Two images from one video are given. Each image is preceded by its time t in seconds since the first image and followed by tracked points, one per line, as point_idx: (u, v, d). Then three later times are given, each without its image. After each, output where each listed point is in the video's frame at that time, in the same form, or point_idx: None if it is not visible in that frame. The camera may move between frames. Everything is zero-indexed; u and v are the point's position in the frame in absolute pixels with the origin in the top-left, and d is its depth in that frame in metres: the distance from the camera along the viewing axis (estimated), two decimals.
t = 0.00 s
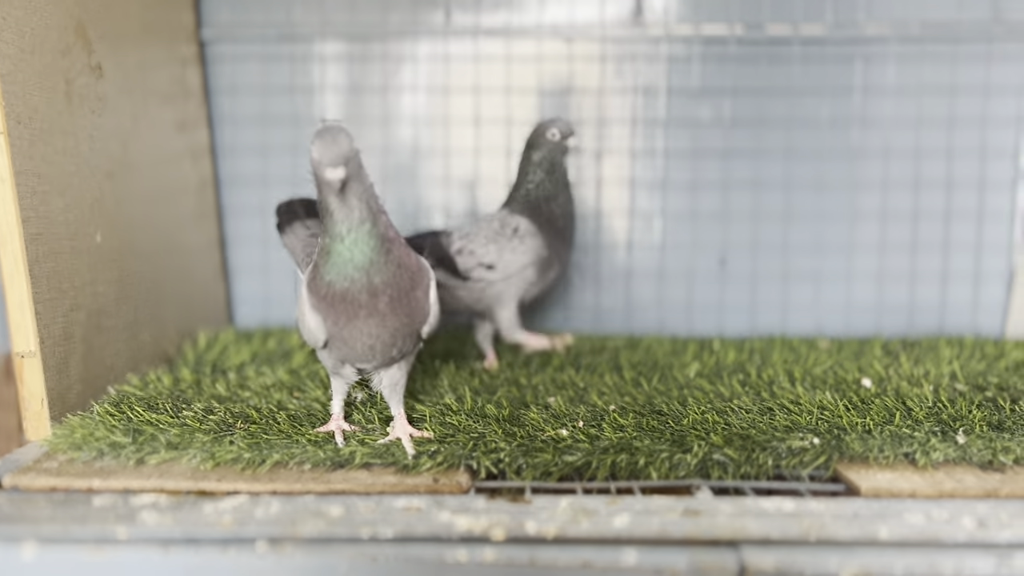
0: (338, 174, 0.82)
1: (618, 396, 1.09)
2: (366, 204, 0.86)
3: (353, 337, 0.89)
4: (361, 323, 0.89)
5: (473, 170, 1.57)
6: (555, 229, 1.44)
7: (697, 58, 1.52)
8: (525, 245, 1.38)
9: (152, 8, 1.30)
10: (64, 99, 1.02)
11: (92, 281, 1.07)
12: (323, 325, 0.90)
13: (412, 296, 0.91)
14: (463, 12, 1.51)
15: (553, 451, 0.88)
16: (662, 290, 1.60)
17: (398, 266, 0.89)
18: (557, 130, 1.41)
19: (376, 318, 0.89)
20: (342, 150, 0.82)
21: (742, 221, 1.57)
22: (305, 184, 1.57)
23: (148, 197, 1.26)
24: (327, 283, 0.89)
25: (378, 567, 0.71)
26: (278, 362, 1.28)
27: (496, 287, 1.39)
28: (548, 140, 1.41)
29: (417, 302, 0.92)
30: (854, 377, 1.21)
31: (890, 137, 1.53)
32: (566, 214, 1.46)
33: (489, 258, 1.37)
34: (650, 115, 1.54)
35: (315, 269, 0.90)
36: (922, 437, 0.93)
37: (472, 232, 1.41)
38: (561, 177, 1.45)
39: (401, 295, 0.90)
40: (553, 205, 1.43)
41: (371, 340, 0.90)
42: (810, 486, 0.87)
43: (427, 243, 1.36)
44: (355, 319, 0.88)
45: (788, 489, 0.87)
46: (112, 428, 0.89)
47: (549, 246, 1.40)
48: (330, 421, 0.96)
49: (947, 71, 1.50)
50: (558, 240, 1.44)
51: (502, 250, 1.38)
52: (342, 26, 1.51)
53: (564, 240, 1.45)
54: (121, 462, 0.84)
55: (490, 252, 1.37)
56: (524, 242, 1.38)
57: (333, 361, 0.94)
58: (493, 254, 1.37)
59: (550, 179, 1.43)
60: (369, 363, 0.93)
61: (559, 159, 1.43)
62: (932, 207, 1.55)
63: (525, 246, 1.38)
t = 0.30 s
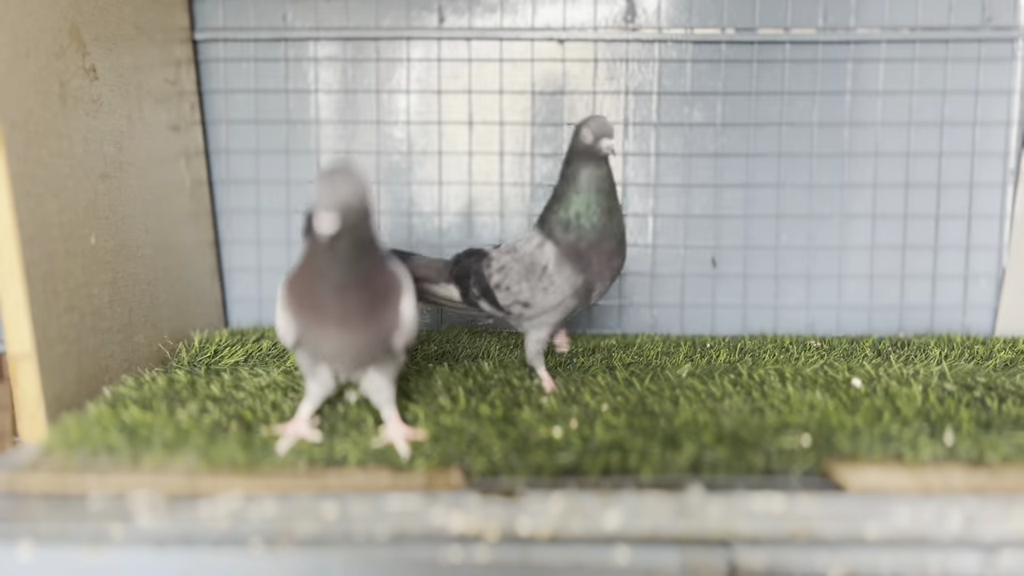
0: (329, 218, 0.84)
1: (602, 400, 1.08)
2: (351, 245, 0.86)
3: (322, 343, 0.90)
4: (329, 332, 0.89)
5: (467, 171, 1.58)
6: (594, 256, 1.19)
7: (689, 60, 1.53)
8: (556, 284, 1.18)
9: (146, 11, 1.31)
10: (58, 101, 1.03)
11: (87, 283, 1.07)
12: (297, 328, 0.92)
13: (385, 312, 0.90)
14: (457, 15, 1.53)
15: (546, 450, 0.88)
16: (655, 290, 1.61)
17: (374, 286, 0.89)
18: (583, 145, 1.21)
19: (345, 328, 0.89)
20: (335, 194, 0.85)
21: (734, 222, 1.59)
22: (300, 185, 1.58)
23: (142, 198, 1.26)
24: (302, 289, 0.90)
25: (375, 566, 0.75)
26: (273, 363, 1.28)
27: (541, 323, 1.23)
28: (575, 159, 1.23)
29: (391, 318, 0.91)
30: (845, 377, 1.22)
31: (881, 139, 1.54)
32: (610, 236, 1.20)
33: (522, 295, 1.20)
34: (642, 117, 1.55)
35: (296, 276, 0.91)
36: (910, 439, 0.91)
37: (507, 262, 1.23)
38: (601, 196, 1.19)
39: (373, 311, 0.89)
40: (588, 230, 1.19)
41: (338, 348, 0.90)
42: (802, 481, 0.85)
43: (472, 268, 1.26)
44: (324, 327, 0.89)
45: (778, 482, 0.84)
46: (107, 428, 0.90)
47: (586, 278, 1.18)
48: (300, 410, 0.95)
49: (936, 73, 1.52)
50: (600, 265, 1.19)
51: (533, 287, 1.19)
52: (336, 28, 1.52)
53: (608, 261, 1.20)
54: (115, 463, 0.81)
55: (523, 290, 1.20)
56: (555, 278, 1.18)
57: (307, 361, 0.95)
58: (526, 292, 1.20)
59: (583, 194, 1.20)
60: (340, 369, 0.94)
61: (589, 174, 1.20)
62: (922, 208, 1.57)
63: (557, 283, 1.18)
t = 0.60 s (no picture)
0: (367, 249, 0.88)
1: (615, 405, 1.06)
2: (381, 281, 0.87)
3: (313, 346, 0.90)
4: (322, 339, 0.89)
5: (462, 170, 1.58)
6: (604, 252, 1.05)
7: (683, 60, 1.54)
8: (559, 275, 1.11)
9: (141, 11, 1.31)
10: (53, 101, 1.03)
11: (83, 283, 1.07)
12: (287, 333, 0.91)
13: (376, 315, 0.91)
14: (452, 16, 1.53)
15: (542, 447, 0.87)
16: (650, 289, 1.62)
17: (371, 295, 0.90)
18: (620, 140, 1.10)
19: (337, 331, 0.88)
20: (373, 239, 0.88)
21: (728, 221, 1.60)
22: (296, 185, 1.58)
23: (139, 197, 1.26)
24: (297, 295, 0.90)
25: (374, 563, 0.78)
26: (269, 362, 1.29)
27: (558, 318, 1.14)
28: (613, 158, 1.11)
29: (380, 322, 0.92)
30: (839, 375, 1.23)
31: (873, 138, 1.56)
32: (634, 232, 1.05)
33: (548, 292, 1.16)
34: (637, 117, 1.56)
35: (294, 285, 0.91)
36: (902, 438, 0.89)
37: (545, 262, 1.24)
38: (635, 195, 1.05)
39: (365, 314, 0.90)
40: (616, 227, 1.06)
41: (329, 355, 0.90)
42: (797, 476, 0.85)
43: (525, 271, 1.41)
44: (318, 334, 0.89)
45: (774, 478, 0.85)
46: (105, 426, 0.90)
47: (591, 272, 1.05)
48: (295, 409, 0.95)
49: (928, 73, 1.53)
50: (613, 264, 1.05)
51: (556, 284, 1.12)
52: (330, 27, 1.52)
53: (624, 259, 1.04)
54: (112, 463, 0.81)
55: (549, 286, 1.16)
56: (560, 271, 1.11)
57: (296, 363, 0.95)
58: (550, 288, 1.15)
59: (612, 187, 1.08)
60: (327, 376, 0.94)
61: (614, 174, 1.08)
62: (913, 207, 1.58)
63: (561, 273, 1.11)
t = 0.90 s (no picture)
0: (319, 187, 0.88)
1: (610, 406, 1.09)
2: (314, 205, 0.87)
3: (316, 347, 0.90)
4: (321, 335, 0.90)
5: (458, 172, 1.59)
6: (616, 258, 1.05)
7: (677, 62, 1.55)
8: (567, 282, 1.08)
9: (139, 14, 1.32)
10: (53, 103, 1.04)
11: (82, 284, 1.08)
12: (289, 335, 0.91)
13: (376, 315, 0.92)
14: (448, 18, 1.54)
15: (539, 448, 0.90)
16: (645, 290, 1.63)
17: (367, 289, 0.91)
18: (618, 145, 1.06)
19: (340, 331, 0.89)
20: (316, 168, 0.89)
21: (722, 222, 1.61)
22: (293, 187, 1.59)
23: (136, 199, 1.27)
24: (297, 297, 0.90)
25: (371, 561, 0.77)
26: (267, 362, 1.29)
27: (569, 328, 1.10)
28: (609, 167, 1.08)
29: (380, 321, 0.93)
30: (832, 375, 1.24)
31: (866, 141, 1.57)
32: (643, 239, 1.05)
33: (551, 305, 1.12)
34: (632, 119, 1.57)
35: (290, 285, 0.92)
36: (896, 437, 0.92)
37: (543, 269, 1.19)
38: (637, 204, 1.03)
39: (367, 314, 0.91)
40: (624, 235, 1.04)
41: (330, 351, 0.90)
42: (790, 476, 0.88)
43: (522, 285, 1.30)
44: (317, 330, 0.89)
45: (768, 478, 0.87)
46: (104, 427, 0.91)
47: (604, 279, 1.04)
48: (294, 411, 0.96)
49: (920, 75, 1.55)
50: (624, 270, 1.04)
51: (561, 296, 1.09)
52: (327, 30, 1.53)
53: (635, 266, 1.05)
54: (113, 463, 0.82)
55: (552, 300, 1.12)
56: (568, 279, 1.08)
57: (301, 369, 0.96)
58: (553, 300, 1.12)
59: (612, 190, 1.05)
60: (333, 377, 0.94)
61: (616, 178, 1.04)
62: (906, 208, 1.59)
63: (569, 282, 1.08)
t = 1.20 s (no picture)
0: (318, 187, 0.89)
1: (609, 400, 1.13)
2: (277, 198, 0.88)
3: (306, 340, 0.91)
4: (306, 327, 0.90)
5: (457, 173, 1.60)
6: (592, 256, 1.02)
7: (675, 64, 1.56)
8: (549, 287, 1.06)
9: (141, 15, 1.32)
10: (56, 104, 1.04)
11: (84, 283, 1.08)
12: (279, 330, 0.92)
13: (363, 304, 0.91)
14: (447, 19, 1.55)
15: (541, 448, 0.93)
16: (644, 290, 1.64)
17: (359, 281, 0.90)
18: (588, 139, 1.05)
19: (326, 322, 0.90)
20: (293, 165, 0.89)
21: (720, 223, 1.62)
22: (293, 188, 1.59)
23: (138, 199, 1.27)
24: (279, 292, 0.90)
25: (376, 559, 0.73)
26: (269, 362, 1.30)
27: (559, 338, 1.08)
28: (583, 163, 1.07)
29: (366, 310, 0.91)
30: (829, 373, 1.26)
31: (862, 142, 1.59)
32: (620, 234, 1.02)
33: (535, 309, 1.11)
34: (630, 120, 1.58)
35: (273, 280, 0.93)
36: (893, 430, 0.99)
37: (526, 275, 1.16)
38: (607, 198, 1.02)
39: (352, 305, 0.90)
40: (597, 233, 1.02)
41: (317, 343, 0.91)
42: (789, 476, 0.90)
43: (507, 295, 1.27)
44: (301, 323, 0.90)
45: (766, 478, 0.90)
46: (111, 425, 0.92)
47: (581, 278, 1.03)
48: (298, 410, 0.97)
49: (915, 77, 1.56)
50: (601, 267, 1.02)
51: (541, 300, 1.09)
52: (326, 32, 1.54)
53: (613, 261, 1.02)
54: (120, 460, 0.85)
55: (534, 303, 1.11)
56: (548, 282, 1.06)
57: (298, 363, 0.97)
58: (535, 303, 1.11)
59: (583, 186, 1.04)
60: (328, 369, 0.95)
61: (591, 170, 1.02)
62: (902, 209, 1.61)
63: (549, 286, 1.06)
